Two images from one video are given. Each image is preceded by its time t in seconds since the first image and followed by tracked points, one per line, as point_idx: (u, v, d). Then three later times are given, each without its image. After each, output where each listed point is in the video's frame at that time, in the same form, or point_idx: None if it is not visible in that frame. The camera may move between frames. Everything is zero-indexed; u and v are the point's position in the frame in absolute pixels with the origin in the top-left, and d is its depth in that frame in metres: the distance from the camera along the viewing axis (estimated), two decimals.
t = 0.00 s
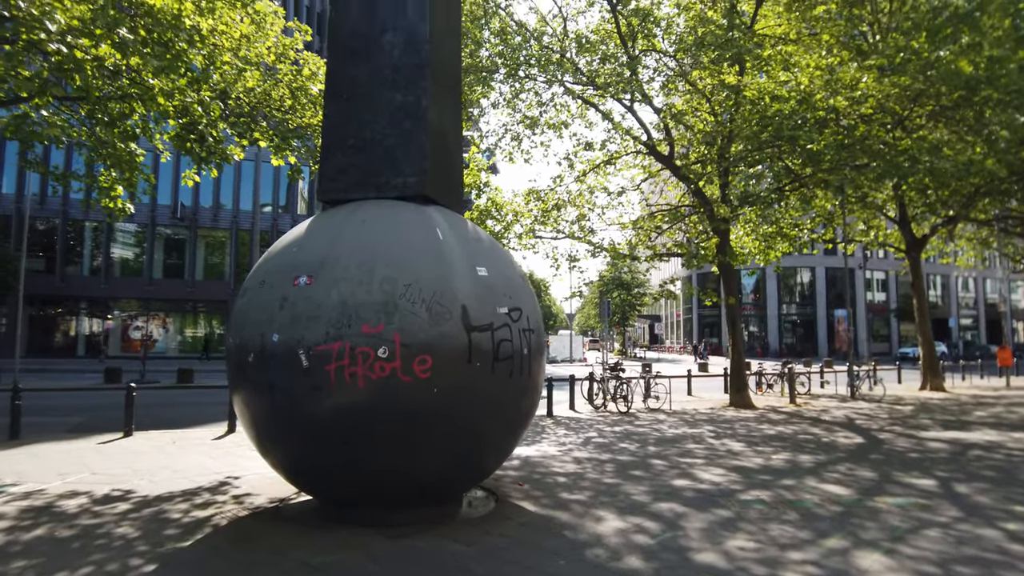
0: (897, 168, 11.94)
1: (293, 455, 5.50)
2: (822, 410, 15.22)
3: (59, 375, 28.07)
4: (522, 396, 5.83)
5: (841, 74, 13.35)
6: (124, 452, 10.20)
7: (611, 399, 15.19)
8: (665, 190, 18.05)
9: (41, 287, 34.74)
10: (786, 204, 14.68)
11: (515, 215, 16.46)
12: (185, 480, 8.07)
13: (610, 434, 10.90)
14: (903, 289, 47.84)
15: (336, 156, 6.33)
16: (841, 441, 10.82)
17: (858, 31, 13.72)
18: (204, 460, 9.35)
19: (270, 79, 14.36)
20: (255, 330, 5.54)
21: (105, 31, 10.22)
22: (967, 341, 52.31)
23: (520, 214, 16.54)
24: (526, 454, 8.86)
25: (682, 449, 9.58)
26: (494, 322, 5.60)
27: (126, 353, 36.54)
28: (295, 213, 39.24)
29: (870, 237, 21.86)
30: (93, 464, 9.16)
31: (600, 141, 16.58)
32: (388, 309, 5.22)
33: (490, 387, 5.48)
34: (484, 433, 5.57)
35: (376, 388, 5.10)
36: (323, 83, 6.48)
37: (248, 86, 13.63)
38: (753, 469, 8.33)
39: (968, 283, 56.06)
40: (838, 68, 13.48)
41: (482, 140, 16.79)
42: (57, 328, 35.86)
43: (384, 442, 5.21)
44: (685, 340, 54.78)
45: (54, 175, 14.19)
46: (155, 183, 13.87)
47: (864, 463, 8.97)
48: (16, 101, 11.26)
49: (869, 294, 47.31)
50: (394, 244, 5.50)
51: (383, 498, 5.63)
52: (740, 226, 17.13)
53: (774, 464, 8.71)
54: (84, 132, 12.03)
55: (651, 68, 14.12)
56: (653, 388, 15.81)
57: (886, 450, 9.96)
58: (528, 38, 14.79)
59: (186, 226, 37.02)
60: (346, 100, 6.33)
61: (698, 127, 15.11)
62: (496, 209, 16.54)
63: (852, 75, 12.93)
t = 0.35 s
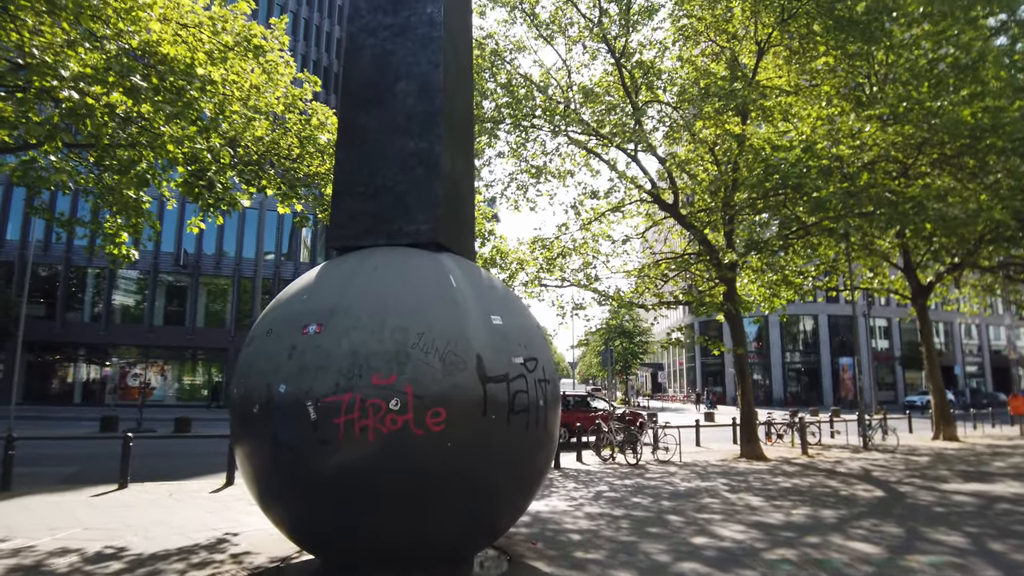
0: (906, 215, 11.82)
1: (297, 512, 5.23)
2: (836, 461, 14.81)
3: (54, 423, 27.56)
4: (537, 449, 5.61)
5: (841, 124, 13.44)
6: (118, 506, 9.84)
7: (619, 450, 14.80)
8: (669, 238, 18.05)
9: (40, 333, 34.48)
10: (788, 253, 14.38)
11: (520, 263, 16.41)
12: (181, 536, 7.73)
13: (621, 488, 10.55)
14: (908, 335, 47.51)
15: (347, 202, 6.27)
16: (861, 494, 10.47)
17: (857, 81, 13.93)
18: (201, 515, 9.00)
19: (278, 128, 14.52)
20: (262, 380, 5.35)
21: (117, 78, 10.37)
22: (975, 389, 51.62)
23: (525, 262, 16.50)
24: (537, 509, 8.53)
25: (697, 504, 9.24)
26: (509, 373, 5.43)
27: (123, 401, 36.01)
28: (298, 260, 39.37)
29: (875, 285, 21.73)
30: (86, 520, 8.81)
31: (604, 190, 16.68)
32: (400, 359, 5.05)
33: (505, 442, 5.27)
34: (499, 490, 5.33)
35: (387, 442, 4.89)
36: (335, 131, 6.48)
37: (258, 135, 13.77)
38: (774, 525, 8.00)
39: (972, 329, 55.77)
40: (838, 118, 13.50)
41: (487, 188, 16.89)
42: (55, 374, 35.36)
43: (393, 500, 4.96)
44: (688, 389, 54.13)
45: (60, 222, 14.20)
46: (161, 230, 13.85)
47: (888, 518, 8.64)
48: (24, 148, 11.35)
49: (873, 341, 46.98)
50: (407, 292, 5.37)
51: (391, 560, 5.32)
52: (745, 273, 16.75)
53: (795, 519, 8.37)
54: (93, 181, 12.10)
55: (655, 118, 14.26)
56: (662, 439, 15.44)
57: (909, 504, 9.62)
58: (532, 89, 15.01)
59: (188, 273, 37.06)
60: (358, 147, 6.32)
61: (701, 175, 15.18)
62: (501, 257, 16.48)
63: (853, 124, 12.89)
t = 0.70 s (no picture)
0: (909, 248, 11.75)
1: (293, 557, 5.03)
2: (843, 499, 14.53)
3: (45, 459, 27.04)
4: (543, 490, 5.45)
5: (838, 159, 13.50)
6: (108, 547, 9.54)
7: (622, 488, 14.50)
8: (669, 272, 18.03)
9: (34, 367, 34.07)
10: (788, 287, 14.20)
11: (520, 297, 16.34)
12: None
13: (625, 528, 10.27)
14: (908, 368, 47.31)
15: (348, 236, 6.22)
16: (871, 533, 10.21)
17: (853, 116, 14.08)
18: (192, 557, 8.71)
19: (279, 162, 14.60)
20: (259, 418, 5.21)
21: (117, 111, 10.49)
22: (977, 423, 51.15)
23: (525, 296, 16.44)
24: (540, 551, 8.28)
25: (704, 544, 8.99)
26: (514, 411, 5.31)
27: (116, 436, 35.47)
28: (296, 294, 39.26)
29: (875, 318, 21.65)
30: (72, 562, 8.52)
31: (603, 224, 16.71)
32: (402, 396, 4.91)
33: (510, 482, 5.12)
34: (503, 533, 5.15)
35: (388, 483, 4.72)
36: (337, 164, 6.47)
37: (258, 168, 13.84)
38: (784, 567, 7.76)
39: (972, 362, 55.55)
40: (835, 153, 13.83)
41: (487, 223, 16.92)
42: (47, 409, 34.81)
43: (393, 545, 4.76)
44: (689, 424, 53.56)
45: (58, 255, 14.12)
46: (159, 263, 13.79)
47: (901, 558, 8.40)
48: (24, 180, 11.43)
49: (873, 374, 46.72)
50: (409, 327, 5.27)
51: None
52: (744, 306, 16.48)
53: (806, 561, 8.13)
54: (93, 214, 12.11)
55: (654, 153, 14.40)
56: (665, 476, 15.14)
57: (922, 543, 9.37)
58: (532, 124, 15.14)
59: (186, 306, 36.89)
60: (361, 180, 6.30)
61: (700, 210, 15.22)
62: (500, 291, 16.40)
63: (851, 158, 13.24)
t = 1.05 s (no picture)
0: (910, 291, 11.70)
1: None
2: (852, 548, 14.13)
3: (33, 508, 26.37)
4: (545, 543, 5.27)
5: (834, 203, 13.62)
6: None
7: (625, 538, 14.09)
8: (670, 316, 17.94)
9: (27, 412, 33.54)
10: (790, 331, 14.10)
11: (519, 341, 16.22)
12: None
13: None
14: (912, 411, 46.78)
15: (346, 281, 6.16)
16: None
17: (849, 161, 14.22)
18: None
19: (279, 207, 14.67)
20: (252, 468, 5.04)
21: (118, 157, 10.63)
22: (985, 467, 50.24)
23: (524, 340, 16.33)
24: None
25: None
26: (515, 460, 5.18)
27: (107, 484, 34.75)
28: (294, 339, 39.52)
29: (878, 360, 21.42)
30: None
31: (603, 268, 16.70)
32: (400, 447, 4.76)
33: (511, 535, 4.94)
34: None
35: (385, 538, 4.53)
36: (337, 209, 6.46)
37: (258, 213, 13.84)
38: None
39: (976, 404, 54.91)
40: (833, 196, 13.94)
41: (486, 268, 16.93)
42: (38, 455, 34.09)
43: None
44: (692, 470, 52.56)
45: (55, 298, 14.05)
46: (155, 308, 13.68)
47: None
48: (22, 225, 11.35)
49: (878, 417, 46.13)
50: (408, 374, 5.16)
51: None
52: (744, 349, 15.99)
53: None
54: (91, 258, 12.09)
55: (652, 198, 14.50)
56: (669, 525, 14.73)
57: None
58: (531, 169, 15.29)
59: (182, 350, 36.63)
60: (360, 225, 6.28)
61: (698, 253, 15.24)
62: (499, 335, 16.27)
63: (848, 202, 13.32)
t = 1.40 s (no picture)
0: (913, 331, 11.67)
1: None
2: None
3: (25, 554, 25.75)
4: None
5: (835, 244, 13.93)
6: None
7: None
8: (672, 357, 17.84)
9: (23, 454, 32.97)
10: (794, 372, 14.01)
11: (521, 383, 16.08)
12: None
13: None
14: (920, 452, 46.03)
15: (348, 323, 6.15)
16: None
17: (847, 202, 14.34)
18: None
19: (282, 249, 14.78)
20: (250, 515, 4.94)
21: (124, 199, 10.79)
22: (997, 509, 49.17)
23: (526, 382, 16.20)
24: None
25: None
26: (519, 506, 5.10)
27: (101, 529, 33.98)
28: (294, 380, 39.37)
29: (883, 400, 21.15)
30: None
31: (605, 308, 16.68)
32: (401, 493, 4.67)
33: None
34: None
35: None
36: (340, 251, 6.50)
37: (261, 255, 13.90)
38: None
39: (985, 445, 54.05)
40: (833, 236, 14.51)
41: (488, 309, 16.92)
42: (33, 498, 33.21)
43: None
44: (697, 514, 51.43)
45: (55, 339, 14.01)
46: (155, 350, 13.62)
47: None
48: (25, 267, 11.37)
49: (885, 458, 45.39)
50: (410, 418, 5.11)
51: None
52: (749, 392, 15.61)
53: None
54: (93, 300, 12.11)
55: (652, 239, 14.60)
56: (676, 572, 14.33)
57: None
58: (532, 211, 15.42)
59: (181, 392, 36.39)
60: (363, 267, 6.30)
61: (700, 293, 15.24)
62: (501, 377, 16.18)
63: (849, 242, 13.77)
